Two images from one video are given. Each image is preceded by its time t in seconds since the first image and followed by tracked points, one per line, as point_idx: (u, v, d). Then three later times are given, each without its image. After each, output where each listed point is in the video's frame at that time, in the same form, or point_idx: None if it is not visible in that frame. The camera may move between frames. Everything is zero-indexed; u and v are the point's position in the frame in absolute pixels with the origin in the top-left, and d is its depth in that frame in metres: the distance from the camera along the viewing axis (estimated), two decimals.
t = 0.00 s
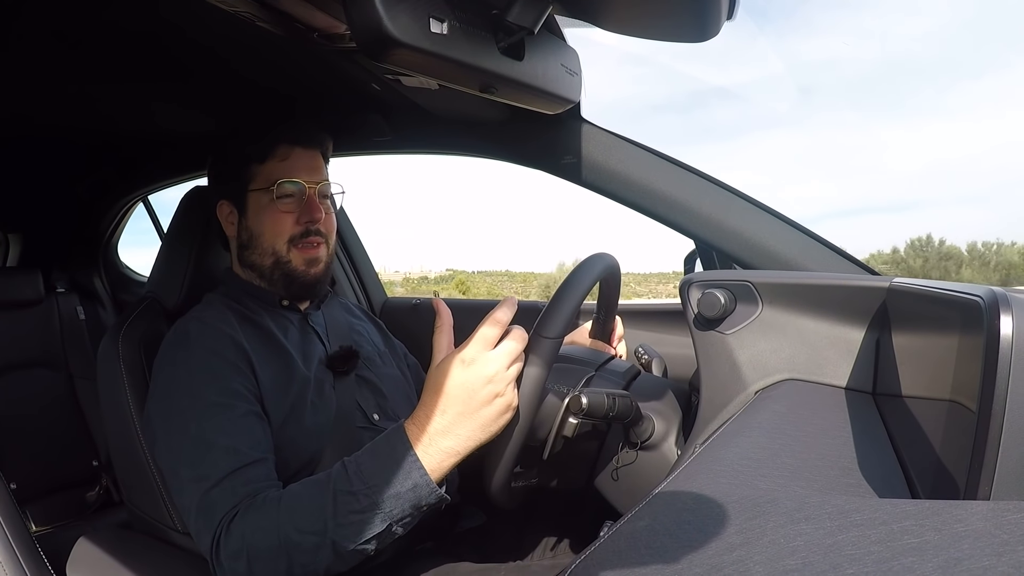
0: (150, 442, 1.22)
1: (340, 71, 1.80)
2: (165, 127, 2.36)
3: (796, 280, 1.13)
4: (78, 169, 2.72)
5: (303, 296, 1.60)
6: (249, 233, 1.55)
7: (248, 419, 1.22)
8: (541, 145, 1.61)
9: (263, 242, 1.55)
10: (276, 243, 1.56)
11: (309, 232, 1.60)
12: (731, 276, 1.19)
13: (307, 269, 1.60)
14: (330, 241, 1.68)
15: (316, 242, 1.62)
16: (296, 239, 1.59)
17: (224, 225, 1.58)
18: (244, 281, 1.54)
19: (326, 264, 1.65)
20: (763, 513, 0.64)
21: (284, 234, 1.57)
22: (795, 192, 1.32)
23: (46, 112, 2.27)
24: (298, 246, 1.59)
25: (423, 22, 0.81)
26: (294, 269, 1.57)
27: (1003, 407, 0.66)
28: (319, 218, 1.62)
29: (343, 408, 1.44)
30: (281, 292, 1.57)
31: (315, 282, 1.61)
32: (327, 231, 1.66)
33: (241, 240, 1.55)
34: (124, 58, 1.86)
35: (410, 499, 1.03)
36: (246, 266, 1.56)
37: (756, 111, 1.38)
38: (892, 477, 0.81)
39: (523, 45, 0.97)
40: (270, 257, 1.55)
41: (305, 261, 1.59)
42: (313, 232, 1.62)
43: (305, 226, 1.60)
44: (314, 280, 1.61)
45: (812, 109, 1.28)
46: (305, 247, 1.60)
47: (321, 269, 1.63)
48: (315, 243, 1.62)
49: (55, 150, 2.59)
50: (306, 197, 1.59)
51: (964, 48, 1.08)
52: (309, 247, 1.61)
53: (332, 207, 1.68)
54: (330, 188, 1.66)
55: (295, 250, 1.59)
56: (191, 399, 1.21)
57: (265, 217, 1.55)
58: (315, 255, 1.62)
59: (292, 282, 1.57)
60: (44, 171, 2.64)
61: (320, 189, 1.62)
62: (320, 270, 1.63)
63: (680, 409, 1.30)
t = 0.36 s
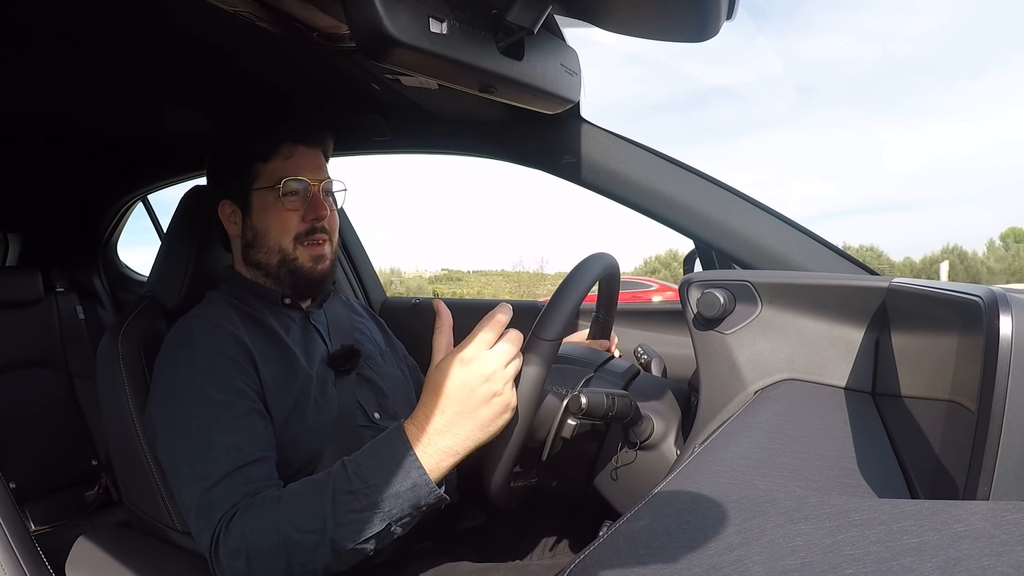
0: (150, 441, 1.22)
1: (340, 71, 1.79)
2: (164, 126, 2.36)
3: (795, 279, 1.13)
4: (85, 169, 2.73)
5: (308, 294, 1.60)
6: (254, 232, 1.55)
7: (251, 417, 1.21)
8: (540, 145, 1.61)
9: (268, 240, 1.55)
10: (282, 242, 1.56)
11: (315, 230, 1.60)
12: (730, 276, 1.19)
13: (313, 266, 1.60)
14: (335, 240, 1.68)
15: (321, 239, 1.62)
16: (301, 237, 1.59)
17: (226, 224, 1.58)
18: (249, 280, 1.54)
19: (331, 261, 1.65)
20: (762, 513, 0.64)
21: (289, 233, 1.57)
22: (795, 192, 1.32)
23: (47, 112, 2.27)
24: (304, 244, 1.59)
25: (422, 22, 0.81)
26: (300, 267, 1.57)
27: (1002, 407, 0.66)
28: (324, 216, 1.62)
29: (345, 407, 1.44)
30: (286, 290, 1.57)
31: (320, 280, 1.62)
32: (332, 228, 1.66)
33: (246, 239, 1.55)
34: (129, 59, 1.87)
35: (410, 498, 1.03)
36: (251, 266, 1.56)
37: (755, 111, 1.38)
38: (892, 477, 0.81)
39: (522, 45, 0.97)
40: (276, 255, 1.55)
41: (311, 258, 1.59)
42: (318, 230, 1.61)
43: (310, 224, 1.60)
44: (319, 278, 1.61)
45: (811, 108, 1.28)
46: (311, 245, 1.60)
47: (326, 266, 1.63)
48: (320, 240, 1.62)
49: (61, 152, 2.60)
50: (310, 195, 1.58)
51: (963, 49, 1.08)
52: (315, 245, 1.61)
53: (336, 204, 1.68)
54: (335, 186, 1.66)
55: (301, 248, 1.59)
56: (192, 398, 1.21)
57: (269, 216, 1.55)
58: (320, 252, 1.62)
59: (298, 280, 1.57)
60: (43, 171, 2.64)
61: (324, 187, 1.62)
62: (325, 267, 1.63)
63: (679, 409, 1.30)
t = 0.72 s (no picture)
0: (149, 443, 1.22)
1: (340, 71, 1.79)
2: (164, 127, 2.35)
3: (795, 280, 1.13)
4: (81, 171, 2.73)
5: (306, 294, 1.60)
6: (251, 231, 1.55)
7: (249, 419, 1.21)
8: (541, 146, 1.61)
9: (266, 240, 1.56)
10: (280, 241, 1.57)
11: (312, 229, 1.61)
12: (730, 276, 1.19)
13: (310, 266, 1.61)
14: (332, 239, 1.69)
15: (318, 239, 1.63)
16: (299, 236, 1.59)
17: (225, 225, 1.57)
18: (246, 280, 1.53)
19: (328, 260, 1.65)
20: (762, 514, 0.64)
21: (287, 232, 1.57)
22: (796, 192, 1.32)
23: (46, 112, 2.27)
24: (301, 244, 1.60)
25: (422, 22, 0.81)
26: (298, 267, 1.58)
27: (1002, 408, 0.66)
28: (321, 215, 1.63)
29: (344, 408, 1.44)
30: (284, 290, 1.57)
31: (319, 279, 1.62)
32: (330, 228, 1.66)
33: (244, 240, 1.55)
34: (127, 59, 1.87)
35: (381, 468, 1.02)
36: (249, 266, 1.56)
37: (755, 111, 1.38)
38: (892, 477, 0.81)
39: (522, 46, 0.97)
40: (274, 255, 1.56)
41: (308, 258, 1.60)
42: (316, 229, 1.62)
43: (307, 224, 1.61)
44: (317, 277, 1.62)
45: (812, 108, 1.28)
46: (308, 244, 1.60)
47: (324, 266, 1.63)
48: (317, 240, 1.62)
49: (60, 153, 2.60)
50: (308, 194, 1.59)
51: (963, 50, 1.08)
52: (312, 244, 1.62)
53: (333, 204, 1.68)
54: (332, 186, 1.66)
55: (298, 248, 1.59)
56: (191, 398, 1.21)
57: (267, 215, 1.56)
58: (318, 252, 1.62)
59: (296, 279, 1.58)
60: (43, 171, 2.64)
61: (321, 187, 1.62)
62: (323, 267, 1.63)
63: (679, 410, 1.30)
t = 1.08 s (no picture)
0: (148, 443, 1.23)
1: (340, 71, 1.79)
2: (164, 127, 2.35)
3: (795, 279, 1.13)
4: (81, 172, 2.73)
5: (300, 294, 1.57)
6: (245, 231, 1.52)
7: (246, 419, 1.21)
8: (541, 146, 1.61)
9: (258, 240, 1.52)
10: (271, 242, 1.53)
11: (304, 229, 1.56)
12: (730, 276, 1.19)
13: (302, 268, 1.57)
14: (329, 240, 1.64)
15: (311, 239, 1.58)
16: (290, 236, 1.55)
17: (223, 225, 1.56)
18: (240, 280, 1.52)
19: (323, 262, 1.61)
20: (762, 513, 0.64)
21: (279, 232, 1.53)
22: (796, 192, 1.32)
23: (45, 112, 2.26)
24: (293, 245, 1.55)
25: (422, 21, 0.81)
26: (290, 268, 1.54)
27: (1002, 408, 0.66)
28: (315, 215, 1.58)
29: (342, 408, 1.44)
30: (277, 291, 1.55)
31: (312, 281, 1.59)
32: (326, 228, 1.62)
33: (238, 239, 1.53)
34: (125, 60, 1.87)
35: (359, 446, 1.04)
36: (244, 266, 1.54)
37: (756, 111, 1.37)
38: (892, 477, 0.81)
39: (522, 46, 0.97)
40: (265, 255, 1.52)
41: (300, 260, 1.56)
42: (308, 229, 1.57)
43: (300, 223, 1.56)
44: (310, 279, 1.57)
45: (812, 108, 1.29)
46: (300, 245, 1.56)
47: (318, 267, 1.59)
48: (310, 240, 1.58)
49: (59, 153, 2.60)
50: (300, 195, 1.56)
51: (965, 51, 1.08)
52: (306, 245, 1.58)
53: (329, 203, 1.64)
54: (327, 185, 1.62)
55: (291, 249, 1.55)
56: (188, 398, 1.21)
57: (259, 214, 1.53)
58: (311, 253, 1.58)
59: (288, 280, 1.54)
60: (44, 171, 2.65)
61: (315, 186, 1.58)
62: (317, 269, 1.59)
63: (679, 409, 1.30)
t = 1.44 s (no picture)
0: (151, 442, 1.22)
1: (339, 71, 1.79)
2: (164, 126, 2.35)
3: (795, 279, 1.13)
4: (81, 170, 2.74)
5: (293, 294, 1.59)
6: (228, 239, 1.56)
7: (254, 416, 1.22)
8: (541, 145, 1.61)
9: (242, 245, 1.55)
10: (255, 245, 1.56)
11: (281, 228, 1.61)
12: (730, 276, 1.19)
13: (290, 266, 1.60)
14: (311, 234, 1.69)
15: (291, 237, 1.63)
16: (271, 237, 1.59)
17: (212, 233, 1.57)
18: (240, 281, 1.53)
19: (308, 258, 1.64)
20: (762, 513, 0.64)
21: (259, 235, 1.57)
22: (794, 192, 1.32)
23: (46, 112, 2.26)
24: (275, 245, 1.60)
25: (422, 21, 0.81)
26: (277, 268, 1.56)
27: (1002, 407, 0.66)
28: (290, 213, 1.63)
29: (344, 407, 1.44)
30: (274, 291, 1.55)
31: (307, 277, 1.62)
32: (306, 223, 1.67)
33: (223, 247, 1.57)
34: (125, 60, 1.87)
35: (419, 502, 1.02)
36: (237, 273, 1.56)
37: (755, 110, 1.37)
38: (892, 477, 0.81)
39: (522, 46, 0.97)
40: (252, 259, 1.54)
41: (285, 260, 1.59)
42: (287, 227, 1.62)
43: (279, 223, 1.62)
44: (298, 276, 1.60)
45: (812, 107, 1.29)
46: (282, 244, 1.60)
47: (304, 264, 1.62)
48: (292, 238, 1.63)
49: (60, 153, 2.60)
50: (274, 195, 1.60)
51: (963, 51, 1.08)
52: (289, 243, 1.62)
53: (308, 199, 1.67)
54: (303, 180, 1.66)
55: (276, 249, 1.59)
56: (193, 396, 1.21)
57: (239, 221, 1.56)
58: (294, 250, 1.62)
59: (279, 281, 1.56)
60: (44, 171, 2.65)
61: (289, 184, 1.62)
62: (302, 265, 1.62)
63: (678, 409, 1.30)
